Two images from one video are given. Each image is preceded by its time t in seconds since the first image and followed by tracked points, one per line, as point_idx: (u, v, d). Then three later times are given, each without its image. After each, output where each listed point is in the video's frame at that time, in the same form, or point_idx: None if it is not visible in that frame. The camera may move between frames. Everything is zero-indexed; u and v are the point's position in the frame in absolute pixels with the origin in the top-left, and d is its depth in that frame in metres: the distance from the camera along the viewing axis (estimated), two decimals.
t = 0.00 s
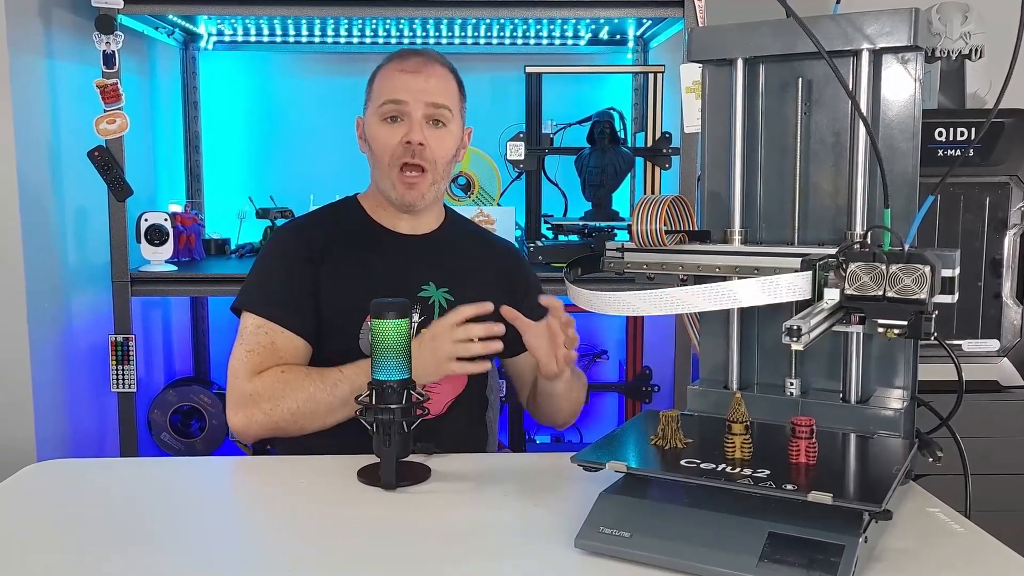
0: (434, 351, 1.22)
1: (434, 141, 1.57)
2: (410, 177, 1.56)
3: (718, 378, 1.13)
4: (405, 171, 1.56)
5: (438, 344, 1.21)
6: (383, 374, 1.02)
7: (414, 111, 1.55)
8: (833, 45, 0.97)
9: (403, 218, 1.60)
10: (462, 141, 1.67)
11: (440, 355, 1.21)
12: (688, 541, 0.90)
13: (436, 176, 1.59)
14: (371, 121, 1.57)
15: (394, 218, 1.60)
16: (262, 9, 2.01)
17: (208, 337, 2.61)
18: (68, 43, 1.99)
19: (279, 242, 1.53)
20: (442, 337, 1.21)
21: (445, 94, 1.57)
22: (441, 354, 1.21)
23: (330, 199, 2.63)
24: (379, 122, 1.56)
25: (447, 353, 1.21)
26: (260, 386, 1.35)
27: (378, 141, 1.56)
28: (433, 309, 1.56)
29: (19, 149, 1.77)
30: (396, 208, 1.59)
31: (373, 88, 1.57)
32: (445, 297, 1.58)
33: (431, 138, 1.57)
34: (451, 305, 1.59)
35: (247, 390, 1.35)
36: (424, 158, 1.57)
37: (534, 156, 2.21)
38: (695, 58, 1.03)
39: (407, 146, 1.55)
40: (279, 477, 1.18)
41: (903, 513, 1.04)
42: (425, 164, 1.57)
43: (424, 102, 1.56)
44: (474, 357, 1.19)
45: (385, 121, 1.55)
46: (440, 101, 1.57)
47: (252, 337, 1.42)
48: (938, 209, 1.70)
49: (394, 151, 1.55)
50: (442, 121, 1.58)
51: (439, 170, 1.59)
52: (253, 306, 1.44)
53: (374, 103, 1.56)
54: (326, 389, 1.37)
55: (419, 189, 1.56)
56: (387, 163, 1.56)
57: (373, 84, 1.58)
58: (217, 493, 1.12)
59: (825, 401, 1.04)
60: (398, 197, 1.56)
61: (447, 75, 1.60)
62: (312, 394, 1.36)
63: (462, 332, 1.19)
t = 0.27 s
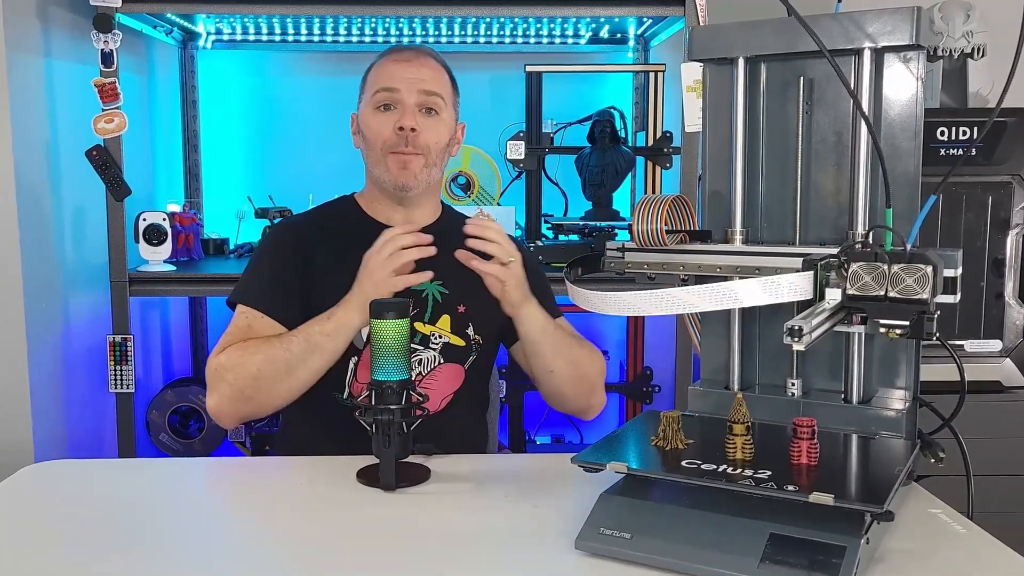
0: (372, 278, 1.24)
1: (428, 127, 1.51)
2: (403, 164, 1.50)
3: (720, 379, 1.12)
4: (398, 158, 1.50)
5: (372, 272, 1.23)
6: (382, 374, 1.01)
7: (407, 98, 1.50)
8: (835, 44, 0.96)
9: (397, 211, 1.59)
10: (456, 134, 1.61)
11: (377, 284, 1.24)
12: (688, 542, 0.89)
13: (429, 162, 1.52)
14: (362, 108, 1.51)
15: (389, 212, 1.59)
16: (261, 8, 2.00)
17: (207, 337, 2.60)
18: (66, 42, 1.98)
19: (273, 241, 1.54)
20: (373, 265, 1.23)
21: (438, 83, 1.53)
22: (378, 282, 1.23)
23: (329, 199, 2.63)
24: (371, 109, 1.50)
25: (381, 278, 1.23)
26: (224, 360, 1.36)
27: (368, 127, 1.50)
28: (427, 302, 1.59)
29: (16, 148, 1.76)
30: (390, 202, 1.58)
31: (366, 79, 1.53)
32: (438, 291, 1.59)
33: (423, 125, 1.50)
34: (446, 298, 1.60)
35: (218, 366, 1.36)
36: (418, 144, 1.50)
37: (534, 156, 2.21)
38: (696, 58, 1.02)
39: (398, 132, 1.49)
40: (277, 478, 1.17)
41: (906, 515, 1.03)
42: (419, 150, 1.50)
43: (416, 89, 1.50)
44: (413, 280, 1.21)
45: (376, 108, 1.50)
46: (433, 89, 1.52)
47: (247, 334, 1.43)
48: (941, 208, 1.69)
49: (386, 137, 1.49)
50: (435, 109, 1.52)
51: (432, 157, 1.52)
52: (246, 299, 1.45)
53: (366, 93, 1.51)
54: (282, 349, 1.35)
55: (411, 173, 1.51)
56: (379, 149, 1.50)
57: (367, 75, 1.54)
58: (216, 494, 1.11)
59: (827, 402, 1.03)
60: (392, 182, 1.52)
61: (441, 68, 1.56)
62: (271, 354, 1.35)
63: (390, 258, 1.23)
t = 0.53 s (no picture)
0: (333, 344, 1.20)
1: (425, 137, 1.51)
2: (399, 173, 1.49)
3: (720, 380, 1.12)
4: (394, 167, 1.49)
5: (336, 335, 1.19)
6: (382, 375, 1.01)
7: (403, 108, 1.50)
8: (837, 43, 0.96)
9: (392, 217, 1.55)
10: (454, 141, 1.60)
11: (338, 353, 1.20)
12: (689, 544, 0.89)
13: (427, 171, 1.51)
14: (359, 118, 1.51)
15: (383, 219, 1.55)
16: (259, 7, 2.00)
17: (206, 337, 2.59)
18: (63, 41, 1.97)
19: (270, 247, 1.51)
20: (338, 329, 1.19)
21: (435, 91, 1.52)
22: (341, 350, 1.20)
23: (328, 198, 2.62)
24: (367, 119, 1.50)
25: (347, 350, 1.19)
26: (198, 380, 1.35)
27: (366, 137, 1.50)
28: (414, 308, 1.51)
29: (14, 147, 1.76)
30: (385, 208, 1.53)
31: (362, 86, 1.53)
32: (428, 296, 1.53)
33: (421, 135, 1.50)
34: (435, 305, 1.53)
35: (193, 381, 1.36)
36: (414, 153, 1.50)
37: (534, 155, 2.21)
38: (697, 57, 1.02)
39: (396, 143, 1.49)
40: (276, 479, 1.17)
41: (908, 516, 1.03)
42: (416, 159, 1.50)
43: (413, 99, 1.50)
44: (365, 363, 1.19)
45: (373, 118, 1.50)
46: (430, 98, 1.51)
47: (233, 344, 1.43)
48: (943, 207, 1.69)
49: (382, 147, 1.49)
50: (432, 119, 1.52)
51: (429, 165, 1.52)
52: (232, 320, 1.43)
53: (361, 101, 1.51)
54: (250, 386, 1.31)
55: (409, 181, 1.49)
56: (376, 158, 1.50)
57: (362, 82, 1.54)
58: (214, 495, 1.11)
59: (828, 402, 1.03)
60: (387, 190, 1.49)
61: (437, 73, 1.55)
62: (238, 391, 1.33)
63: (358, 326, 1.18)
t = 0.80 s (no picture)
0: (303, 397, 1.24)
1: (419, 142, 1.50)
2: (392, 179, 1.48)
3: (721, 380, 1.12)
4: (387, 172, 1.48)
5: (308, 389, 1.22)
6: (381, 376, 1.00)
7: (398, 112, 1.49)
8: (838, 42, 0.95)
9: (383, 219, 1.53)
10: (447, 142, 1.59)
11: (307, 406, 1.24)
12: (690, 545, 0.88)
13: (420, 176, 1.50)
14: (352, 119, 1.50)
15: (374, 221, 1.54)
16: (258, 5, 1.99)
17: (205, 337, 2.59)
18: (62, 41, 1.97)
19: (261, 249, 1.52)
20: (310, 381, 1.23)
21: (431, 93, 1.50)
22: (312, 404, 1.23)
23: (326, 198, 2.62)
24: (362, 121, 1.49)
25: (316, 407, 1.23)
26: (189, 387, 1.40)
27: (360, 140, 1.49)
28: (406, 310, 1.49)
29: (12, 146, 1.75)
30: (376, 210, 1.52)
31: (356, 85, 1.50)
32: (419, 299, 1.51)
33: (415, 139, 1.49)
34: (426, 307, 1.51)
35: (187, 387, 1.41)
36: (408, 159, 1.49)
37: (534, 154, 2.22)
38: (698, 55, 1.01)
39: (390, 147, 1.48)
40: (274, 479, 1.16)
41: (910, 517, 1.02)
42: (410, 165, 1.49)
43: (408, 101, 1.49)
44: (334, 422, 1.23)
45: (367, 120, 1.48)
46: (426, 101, 1.50)
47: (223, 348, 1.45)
48: (945, 207, 1.68)
49: (376, 151, 1.48)
50: (426, 122, 1.51)
51: (422, 170, 1.51)
52: (222, 329, 1.45)
53: (356, 102, 1.50)
54: (231, 405, 1.35)
55: (402, 188, 1.48)
56: (369, 162, 1.49)
57: (356, 80, 1.51)
58: (212, 496, 1.10)
59: (829, 402, 1.02)
60: (380, 196, 1.49)
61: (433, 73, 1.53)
62: (222, 406, 1.36)
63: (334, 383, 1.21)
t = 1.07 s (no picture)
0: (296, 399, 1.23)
1: (415, 146, 1.49)
2: (388, 184, 1.47)
3: (723, 380, 1.11)
4: (383, 177, 1.47)
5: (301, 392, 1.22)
6: (381, 376, 1.00)
7: (393, 116, 1.47)
8: (839, 41, 0.95)
9: (379, 220, 1.53)
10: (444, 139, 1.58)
11: (300, 409, 1.23)
12: (691, 546, 0.88)
13: (417, 180, 1.50)
14: (347, 123, 1.49)
15: (370, 221, 1.53)
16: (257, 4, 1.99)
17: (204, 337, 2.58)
18: (59, 40, 1.97)
19: (257, 249, 1.51)
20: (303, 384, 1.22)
21: (426, 96, 1.48)
22: (305, 407, 1.22)
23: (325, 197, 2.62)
24: (357, 125, 1.48)
25: (308, 410, 1.22)
26: (183, 386, 1.40)
27: (355, 145, 1.48)
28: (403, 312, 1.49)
29: (10, 145, 1.75)
30: (373, 212, 1.51)
31: (350, 88, 1.49)
32: (417, 301, 1.50)
33: (411, 144, 1.48)
34: (423, 309, 1.50)
35: (180, 386, 1.41)
36: (404, 163, 1.48)
37: (534, 153, 2.22)
38: (699, 53, 1.01)
39: (385, 153, 1.47)
40: (273, 480, 1.16)
41: (912, 518, 1.01)
42: (406, 169, 1.48)
43: (403, 105, 1.47)
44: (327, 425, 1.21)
45: (362, 125, 1.47)
46: (421, 105, 1.48)
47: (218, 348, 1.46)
48: (947, 206, 1.68)
49: (372, 155, 1.47)
50: (421, 125, 1.49)
51: (419, 174, 1.50)
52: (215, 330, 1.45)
53: (350, 105, 1.48)
54: (224, 405, 1.35)
55: (398, 193, 1.48)
56: (365, 167, 1.48)
57: (350, 82, 1.50)
58: (210, 497, 1.10)
59: (832, 403, 1.02)
60: (377, 201, 1.48)
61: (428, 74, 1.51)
62: (214, 407, 1.36)
63: (327, 386, 1.20)
